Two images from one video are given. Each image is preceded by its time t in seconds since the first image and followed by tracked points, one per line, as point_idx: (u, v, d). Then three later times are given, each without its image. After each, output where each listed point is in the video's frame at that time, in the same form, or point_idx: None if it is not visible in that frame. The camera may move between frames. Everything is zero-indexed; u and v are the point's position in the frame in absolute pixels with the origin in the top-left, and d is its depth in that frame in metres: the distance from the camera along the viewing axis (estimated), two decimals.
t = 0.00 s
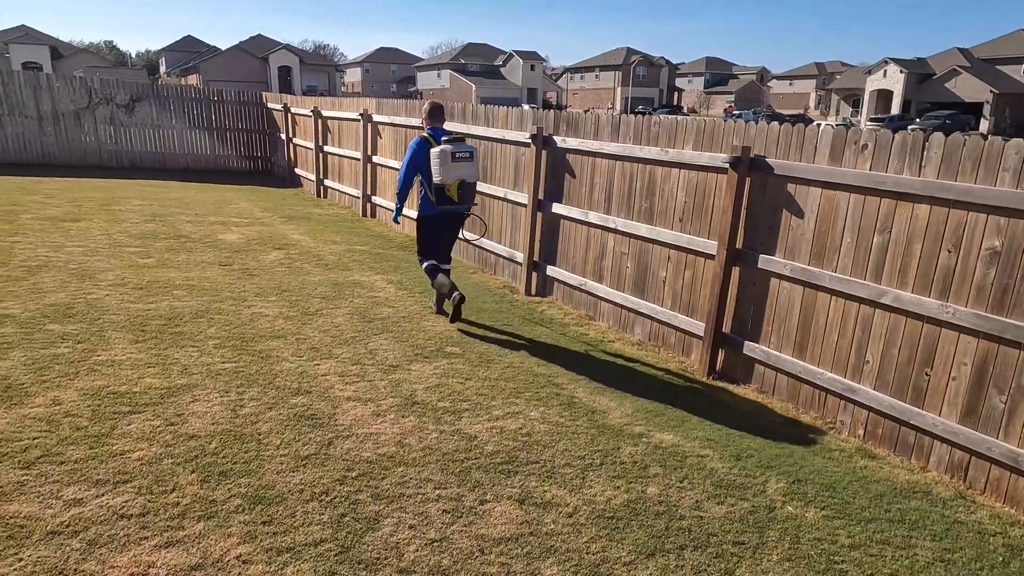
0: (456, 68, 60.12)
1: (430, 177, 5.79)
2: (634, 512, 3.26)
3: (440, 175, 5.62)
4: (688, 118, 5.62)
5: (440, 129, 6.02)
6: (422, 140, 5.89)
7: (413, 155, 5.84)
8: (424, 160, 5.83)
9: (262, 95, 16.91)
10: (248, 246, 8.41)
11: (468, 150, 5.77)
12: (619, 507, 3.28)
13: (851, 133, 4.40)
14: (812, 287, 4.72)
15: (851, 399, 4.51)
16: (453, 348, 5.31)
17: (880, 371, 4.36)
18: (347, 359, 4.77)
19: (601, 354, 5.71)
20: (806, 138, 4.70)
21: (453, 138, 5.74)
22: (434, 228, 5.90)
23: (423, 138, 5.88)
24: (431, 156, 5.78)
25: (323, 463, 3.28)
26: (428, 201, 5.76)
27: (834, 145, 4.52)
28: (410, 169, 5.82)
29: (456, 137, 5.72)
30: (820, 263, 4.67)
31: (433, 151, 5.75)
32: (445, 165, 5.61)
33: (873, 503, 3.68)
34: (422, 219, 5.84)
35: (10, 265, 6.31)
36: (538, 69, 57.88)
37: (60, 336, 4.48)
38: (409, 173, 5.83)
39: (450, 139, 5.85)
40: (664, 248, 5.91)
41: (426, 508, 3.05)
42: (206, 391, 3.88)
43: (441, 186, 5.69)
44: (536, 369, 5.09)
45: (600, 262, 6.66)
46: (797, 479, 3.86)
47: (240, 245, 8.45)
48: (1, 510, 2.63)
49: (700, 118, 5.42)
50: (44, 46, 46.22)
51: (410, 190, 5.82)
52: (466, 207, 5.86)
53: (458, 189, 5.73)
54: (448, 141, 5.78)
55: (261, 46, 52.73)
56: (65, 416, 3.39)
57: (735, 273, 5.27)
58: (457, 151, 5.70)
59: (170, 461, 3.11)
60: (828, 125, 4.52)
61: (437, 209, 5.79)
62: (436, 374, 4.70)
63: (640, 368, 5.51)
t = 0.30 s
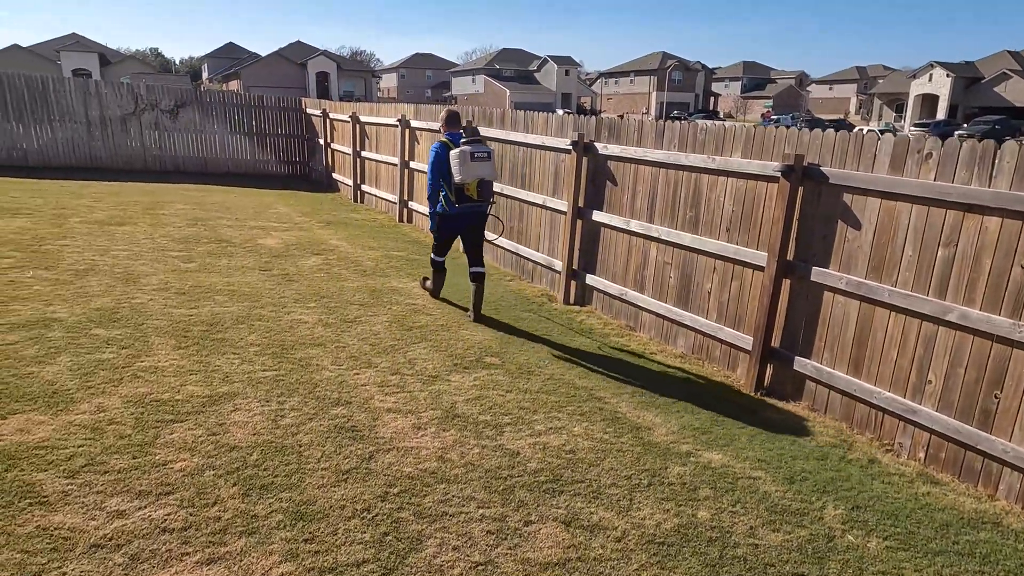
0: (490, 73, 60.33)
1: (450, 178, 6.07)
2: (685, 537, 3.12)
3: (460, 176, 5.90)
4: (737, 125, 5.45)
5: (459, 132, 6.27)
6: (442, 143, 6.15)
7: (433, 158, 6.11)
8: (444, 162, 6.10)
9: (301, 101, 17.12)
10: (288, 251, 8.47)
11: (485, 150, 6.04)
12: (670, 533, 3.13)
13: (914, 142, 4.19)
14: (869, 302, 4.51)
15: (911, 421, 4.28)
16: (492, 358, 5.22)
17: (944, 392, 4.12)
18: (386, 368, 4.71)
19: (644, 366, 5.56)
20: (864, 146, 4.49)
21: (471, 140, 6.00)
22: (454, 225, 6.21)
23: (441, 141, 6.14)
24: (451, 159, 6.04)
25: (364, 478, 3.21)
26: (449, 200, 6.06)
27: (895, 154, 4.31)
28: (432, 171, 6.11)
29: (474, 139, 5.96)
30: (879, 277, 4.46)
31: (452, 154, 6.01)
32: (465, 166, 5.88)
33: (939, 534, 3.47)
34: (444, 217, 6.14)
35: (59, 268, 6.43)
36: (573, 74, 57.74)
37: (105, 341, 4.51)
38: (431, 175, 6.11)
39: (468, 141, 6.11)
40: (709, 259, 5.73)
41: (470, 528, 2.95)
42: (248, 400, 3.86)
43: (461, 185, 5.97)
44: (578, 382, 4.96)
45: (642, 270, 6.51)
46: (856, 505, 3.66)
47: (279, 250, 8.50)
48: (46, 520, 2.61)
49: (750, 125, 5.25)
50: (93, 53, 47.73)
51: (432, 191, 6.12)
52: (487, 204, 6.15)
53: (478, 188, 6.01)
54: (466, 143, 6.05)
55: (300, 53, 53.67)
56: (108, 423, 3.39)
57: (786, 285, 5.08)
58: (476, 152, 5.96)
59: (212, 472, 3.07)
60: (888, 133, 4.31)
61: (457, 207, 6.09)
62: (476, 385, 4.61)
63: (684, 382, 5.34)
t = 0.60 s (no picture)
0: (525, 78, 60.35)
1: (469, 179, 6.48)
2: (737, 569, 2.93)
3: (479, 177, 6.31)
4: (787, 131, 5.23)
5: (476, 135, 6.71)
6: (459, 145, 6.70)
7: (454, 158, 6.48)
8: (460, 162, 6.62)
9: (339, 106, 17.26)
10: (324, 257, 8.47)
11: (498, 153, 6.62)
12: (720, 563, 2.95)
13: (982, 149, 3.93)
14: (930, 319, 4.25)
15: (976, 446, 4.02)
16: (530, 370, 5.08)
17: (1014, 417, 3.85)
18: (422, 379, 4.61)
19: (687, 381, 5.36)
20: (927, 154, 4.24)
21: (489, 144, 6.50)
22: (468, 221, 6.65)
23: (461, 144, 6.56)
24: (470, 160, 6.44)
25: (399, 497, 3.10)
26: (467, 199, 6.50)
27: (961, 162, 4.06)
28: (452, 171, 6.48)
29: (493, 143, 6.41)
30: (942, 293, 4.20)
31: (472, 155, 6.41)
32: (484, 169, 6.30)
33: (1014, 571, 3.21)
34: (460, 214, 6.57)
35: (101, 272, 6.50)
36: (608, 79, 57.42)
37: (144, 347, 4.51)
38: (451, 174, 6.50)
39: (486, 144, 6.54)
40: (756, 270, 5.52)
41: (510, 553, 2.82)
42: (283, 410, 3.79)
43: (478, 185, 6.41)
44: (618, 397, 4.80)
45: (683, 281, 6.31)
46: (920, 537, 3.43)
47: (316, 255, 8.51)
48: (80, 535, 2.56)
49: (802, 132, 5.03)
50: (140, 60, 49.13)
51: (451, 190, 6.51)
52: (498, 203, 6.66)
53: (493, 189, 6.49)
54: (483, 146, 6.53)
55: (337, 59, 54.42)
56: (144, 433, 3.35)
57: (839, 299, 4.84)
58: (492, 155, 6.47)
59: (246, 487, 3.00)
60: (954, 141, 4.06)
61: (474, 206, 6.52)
62: (514, 399, 4.47)
63: (729, 399, 5.13)
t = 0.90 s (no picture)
0: (556, 78, 60.09)
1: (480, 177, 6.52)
2: None
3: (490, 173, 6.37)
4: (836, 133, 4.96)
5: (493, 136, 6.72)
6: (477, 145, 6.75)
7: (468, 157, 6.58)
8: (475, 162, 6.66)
9: (371, 107, 17.26)
10: (353, 258, 8.39)
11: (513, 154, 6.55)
12: None
13: None
14: (994, 334, 3.96)
15: None
16: (563, 380, 4.90)
17: None
18: (451, 389, 4.46)
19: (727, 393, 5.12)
20: (990, 157, 3.95)
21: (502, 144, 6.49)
22: (483, 221, 6.67)
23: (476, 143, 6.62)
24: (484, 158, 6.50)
25: (427, 517, 2.95)
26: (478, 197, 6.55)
27: None
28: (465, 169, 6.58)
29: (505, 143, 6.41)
30: (1008, 307, 3.91)
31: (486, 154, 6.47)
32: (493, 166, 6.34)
33: None
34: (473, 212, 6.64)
35: (132, 272, 6.50)
36: (640, 79, 56.86)
37: (170, 351, 4.44)
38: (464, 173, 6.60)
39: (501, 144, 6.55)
40: (800, 278, 5.26)
41: None
42: (308, 420, 3.67)
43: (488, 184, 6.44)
44: (655, 410, 4.59)
45: (722, 288, 6.07)
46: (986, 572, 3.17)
47: (345, 257, 8.44)
48: (95, 553, 2.46)
49: (853, 133, 4.76)
50: (178, 62, 50.11)
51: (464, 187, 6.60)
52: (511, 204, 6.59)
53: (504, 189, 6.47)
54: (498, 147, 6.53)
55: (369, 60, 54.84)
56: (167, 443, 3.26)
57: (892, 311, 4.56)
58: (505, 155, 6.43)
59: (268, 504, 2.87)
60: None
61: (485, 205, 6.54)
62: (546, 411, 4.30)
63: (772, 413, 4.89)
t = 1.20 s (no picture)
0: (579, 78, 59.66)
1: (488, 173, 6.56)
2: None
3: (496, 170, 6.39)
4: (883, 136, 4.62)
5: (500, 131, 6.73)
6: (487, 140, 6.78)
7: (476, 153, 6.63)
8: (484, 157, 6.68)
9: (392, 107, 17.11)
10: (372, 263, 8.20)
11: (522, 148, 6.54)
12: None
13: None
14: None
15: None
16: (587, 398, 4.64)
17: None
18: (469, 406, 4.23)
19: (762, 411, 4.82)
20: None
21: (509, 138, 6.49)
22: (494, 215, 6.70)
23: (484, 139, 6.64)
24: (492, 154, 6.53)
25: (439, 557, 2.71)
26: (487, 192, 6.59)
27: None
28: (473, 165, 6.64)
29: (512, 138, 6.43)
30: None
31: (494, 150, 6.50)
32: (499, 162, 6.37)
33: None
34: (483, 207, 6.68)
35: (146, 277, 6.37)
36: (665, 79, 56.18)
37: (178, 364, 4.27)
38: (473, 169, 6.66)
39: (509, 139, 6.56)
40: (842, 290, 4.93)
41: None
42: (317, 442, 3.46)
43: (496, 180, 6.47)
44: (686, 431, 4.31)
45: (755, 299, 5.75)
46: None
47: (363, 261, 8.26)
48: None
49: (902, 137, 4.42)
50: (205, 63, 50.64)
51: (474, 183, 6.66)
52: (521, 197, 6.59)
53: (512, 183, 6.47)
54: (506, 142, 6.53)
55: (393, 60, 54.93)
56: (166, 467, 3.06)
57: (944, 328, 4.21)
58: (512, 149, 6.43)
59: (268, 540, 2.66)
60: None
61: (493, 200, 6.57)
62: (569, 432, 4.04)
63: (812, 436, 4.57)
